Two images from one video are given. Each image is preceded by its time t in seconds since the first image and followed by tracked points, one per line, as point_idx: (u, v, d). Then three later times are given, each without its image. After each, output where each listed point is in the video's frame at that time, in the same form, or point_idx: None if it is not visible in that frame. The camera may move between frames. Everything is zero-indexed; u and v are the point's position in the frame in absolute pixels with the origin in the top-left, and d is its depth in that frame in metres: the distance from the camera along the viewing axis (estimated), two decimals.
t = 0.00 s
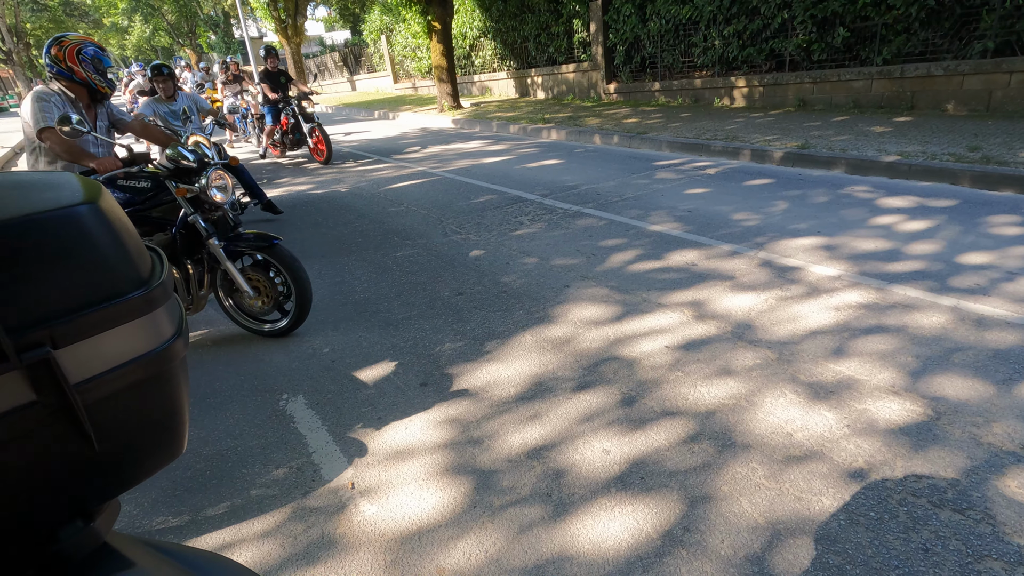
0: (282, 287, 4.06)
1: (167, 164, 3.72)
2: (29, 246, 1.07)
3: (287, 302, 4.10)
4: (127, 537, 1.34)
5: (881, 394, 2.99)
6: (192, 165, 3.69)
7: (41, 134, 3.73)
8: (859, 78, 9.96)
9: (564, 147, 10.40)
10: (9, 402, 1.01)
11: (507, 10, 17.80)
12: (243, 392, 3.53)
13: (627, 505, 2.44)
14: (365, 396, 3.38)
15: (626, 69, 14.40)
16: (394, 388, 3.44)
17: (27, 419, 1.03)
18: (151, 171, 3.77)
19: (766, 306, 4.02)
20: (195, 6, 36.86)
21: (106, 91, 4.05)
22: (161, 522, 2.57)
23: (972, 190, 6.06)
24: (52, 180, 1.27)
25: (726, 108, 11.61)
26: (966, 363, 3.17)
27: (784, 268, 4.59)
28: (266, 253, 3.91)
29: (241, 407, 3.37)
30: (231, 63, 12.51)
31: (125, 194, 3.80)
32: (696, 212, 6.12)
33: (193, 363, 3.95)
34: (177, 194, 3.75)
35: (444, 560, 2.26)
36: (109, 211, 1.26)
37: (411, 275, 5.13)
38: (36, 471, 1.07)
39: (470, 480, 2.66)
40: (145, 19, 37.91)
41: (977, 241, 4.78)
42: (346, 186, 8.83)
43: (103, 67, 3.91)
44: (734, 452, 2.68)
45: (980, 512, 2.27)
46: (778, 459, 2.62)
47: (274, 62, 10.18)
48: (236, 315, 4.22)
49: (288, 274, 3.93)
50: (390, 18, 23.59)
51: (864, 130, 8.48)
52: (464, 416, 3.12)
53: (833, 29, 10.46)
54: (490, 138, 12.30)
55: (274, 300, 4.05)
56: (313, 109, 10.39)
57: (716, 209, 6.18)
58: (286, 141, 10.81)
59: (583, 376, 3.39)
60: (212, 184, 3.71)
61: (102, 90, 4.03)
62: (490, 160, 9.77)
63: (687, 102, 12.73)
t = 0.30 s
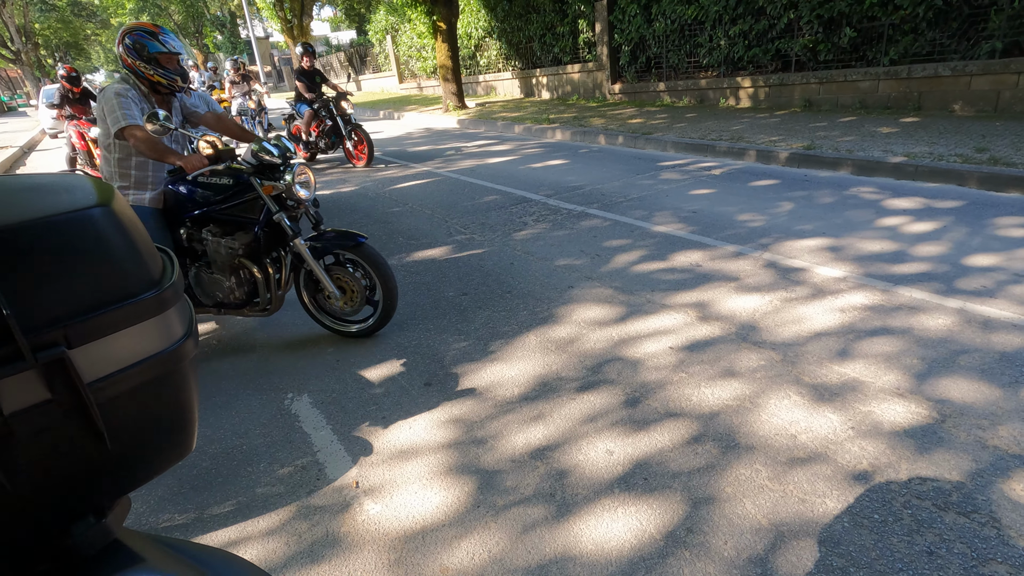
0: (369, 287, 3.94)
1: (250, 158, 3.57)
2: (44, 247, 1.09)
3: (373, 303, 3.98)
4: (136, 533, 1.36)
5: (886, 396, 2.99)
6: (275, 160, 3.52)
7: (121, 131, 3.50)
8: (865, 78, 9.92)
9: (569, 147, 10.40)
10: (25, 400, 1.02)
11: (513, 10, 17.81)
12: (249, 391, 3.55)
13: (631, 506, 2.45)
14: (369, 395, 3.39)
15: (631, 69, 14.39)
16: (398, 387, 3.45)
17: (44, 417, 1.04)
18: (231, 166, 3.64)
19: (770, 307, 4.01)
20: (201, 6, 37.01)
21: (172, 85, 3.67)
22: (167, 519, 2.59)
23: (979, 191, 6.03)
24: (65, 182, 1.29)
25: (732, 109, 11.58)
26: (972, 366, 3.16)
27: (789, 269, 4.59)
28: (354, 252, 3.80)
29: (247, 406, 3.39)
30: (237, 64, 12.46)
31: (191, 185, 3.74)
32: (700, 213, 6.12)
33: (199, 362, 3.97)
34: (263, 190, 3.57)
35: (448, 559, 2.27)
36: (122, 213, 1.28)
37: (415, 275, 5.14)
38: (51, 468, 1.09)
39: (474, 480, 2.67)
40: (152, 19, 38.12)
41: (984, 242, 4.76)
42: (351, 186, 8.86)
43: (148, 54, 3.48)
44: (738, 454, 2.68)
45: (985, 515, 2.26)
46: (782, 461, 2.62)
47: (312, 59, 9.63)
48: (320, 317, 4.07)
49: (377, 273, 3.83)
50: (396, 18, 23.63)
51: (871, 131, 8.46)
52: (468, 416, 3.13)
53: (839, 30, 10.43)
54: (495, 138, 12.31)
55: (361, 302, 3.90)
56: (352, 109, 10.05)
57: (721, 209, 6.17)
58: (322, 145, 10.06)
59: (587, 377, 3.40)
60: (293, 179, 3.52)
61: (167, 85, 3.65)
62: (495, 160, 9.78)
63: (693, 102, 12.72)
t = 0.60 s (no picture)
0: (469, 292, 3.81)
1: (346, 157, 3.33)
2: (50, 247, 1.10)
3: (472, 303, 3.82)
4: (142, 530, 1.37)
5: (891, 398, 2.98)
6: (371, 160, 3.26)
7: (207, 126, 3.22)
8: (872, 78, 9.89)
9: (573, 147, 10.40)
10: (32, 398, 1.04)
11: (518, 10, 17.81)
12: (253, 389, 3.57)
13: (632, 506, 2.45)
14: (373, 394, 3.41)
15: (636, 69, 14.38)
16: (402, 387, 3.46)
17: (51, 414, 1.06)
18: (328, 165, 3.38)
19: (775, 308, 4.01)
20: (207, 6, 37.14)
21: (245, 71, 3.35)
22: (171, 517, 2.60)
23: (986, 192, 6.00)
24: (74, 183, 1.31)
25: (737, 109, 11.56)
26: (977, 368, 3.15)
27: (794, 270, 4.58)
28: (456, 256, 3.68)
29: (251, 405, 3.41)
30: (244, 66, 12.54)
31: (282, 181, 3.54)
32: (704, 213, 6.12)
33: (205, 360, 3.99)
34: (360, 191, 3.38)
35: (450, 559, 2.28)
36: (128, 214, 1.29)
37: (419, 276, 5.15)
38: (58, 465, 1.10)
39: (476, 479, 2.68)
40: (159, 19, 38.30)
41: (990, 244, 4.74)
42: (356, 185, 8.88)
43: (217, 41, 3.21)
44: (741, 455, 2.68)
45: (989, 518, 2.26)
46: (785, 462, 2.62)
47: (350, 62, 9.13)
48: (418, 323, 3.94)
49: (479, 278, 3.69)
50: (401, 18, 23.66)
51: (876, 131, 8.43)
52: (471, 416, 3.14)
53: (846, 29, 10.40)
54: (499, 137, 12.32)
55: (461, 308, 3.76)
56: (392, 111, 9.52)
57: (726, 210, 6.17)
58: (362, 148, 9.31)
59: (590, 377, 3.40)
60: (390, 180, 3.33)
61: (240, 72, 3.33)
62: (499, 160, 9.79)
63: (697, 103, 12.70)
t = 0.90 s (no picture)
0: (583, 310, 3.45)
1: (458, 165, 2.94)
2: (54, 245, 1.10)
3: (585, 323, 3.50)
4: (144, 527, 1.37)
5: (895, 399, 2.97)
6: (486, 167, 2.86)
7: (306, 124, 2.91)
8: (878, 78, 9.85)
9: (577, 147, 10.40)
10: (37, 395, 1.04)
11: (522, 10, 17.78)
12: (258, 388, 3.57)
13: (635, 506, 2.45)
14: (376, 394, 3.41)
15: (640, 69, 14.37)
16: (406, 387, 3.46)
17: (57, 411, 1.06)
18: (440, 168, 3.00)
19: (779, 309, 4.00)
20: (213, 6, 37.23)
21: (344, 57, 2.97)
22: (175, 515, 2.61)
23: (992, 193, 5.97)
24: (79, 182, 1.31)
25: (741, 109, 11.54)
26: (983, 370, 3.13)
27: (799, 271, 4.56)
28: (572, 276, 3.26)
29: (256, 404, 3.41)
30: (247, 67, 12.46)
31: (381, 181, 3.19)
32: (709, 213, 6.10)
33: (210, 358, 4.01)
34: (472, 204, 3.01)
35: (453, 558, 2.28)
36: (132, 212, 1.29)
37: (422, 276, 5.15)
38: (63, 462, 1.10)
39: (479, 479, 2.68)
40: (165, 18, 38.43)
41: (997, 245, 4.72)
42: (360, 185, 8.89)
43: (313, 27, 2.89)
44: (745, 456, 2.68)
45: (995, 520, 2.24)
46: (789, 463, 2.61)
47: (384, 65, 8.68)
48: (528, 334, 3.71)
49: (597, 304, 3.30)
50: (405, 18, 23.68)
51: (882, 131, 8.40)
52: (475, 416, 3.14)
53: (851, 29, 10.36)
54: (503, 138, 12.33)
55: (574, 326, 3.45)
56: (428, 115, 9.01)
57: (731, 210, 6.15)
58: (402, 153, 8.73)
59: (593, 377, 3.40)
60: (507, 191, 2.92)
61: (339, 58, 2.96)
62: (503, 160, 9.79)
63: (702, 103, 12.68)
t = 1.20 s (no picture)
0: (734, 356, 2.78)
1: (598, 177, 2.44)
2: (60, 245, 1.10)
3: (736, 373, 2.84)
4: (149, 526, 1.37)
5: (901, 401, 2.95)
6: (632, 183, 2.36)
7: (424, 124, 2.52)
8: (883, 78, 9.81)
9: (581, 147, 10.39)
10: (42, 394, 1.04)
11: (526, 10, 17.75)
12: (261, 388, 3.57)
13: (640, 508, 2.44)
14: (379, 394, 3.41)
15: (645, 69, 14.34)
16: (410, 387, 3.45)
17: (62, 411, 1.06)
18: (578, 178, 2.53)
19: (784, 310, 3.98)
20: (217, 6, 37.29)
21: (473, 44, 2.49)
22: (178, 514, 2.61)
23: (999, 194, 5.94)
24: (85, 181, 1.31)
25: (746, 109, 11.51)
26: (990, 372, 3.11)
27: (803, 271, 4.54)
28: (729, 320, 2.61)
29: (259, 403, 3.42)
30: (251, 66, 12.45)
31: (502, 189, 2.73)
32: (713, 214, 6.09)
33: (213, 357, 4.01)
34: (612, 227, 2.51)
35: (456, 559, 2.27)
36: (138, 212, 1.29)
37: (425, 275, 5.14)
38: (68, 462, 1.11)
39: (482, 480, 2.68)
40: (169, 18, 38.49)
41: (1004, 246, 4.69)
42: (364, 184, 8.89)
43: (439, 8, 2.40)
44: (749, 458, 2.67)
45: (1002, 524, 2.23)
46: (793, 465, 2.60)
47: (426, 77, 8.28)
48: (653, 368, 3.10)
49: (760, 375, 2.63)
50: (409, 18, 23.68)
51: (888, 132, 8.38)
52: (478, 416, 3.13)
53: (857, 29, 10.31)
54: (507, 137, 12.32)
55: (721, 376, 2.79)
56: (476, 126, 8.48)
57: (735, 211, 6.13)
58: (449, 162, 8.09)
59: (597, 377, 3.39)
60: (656, 214, 2.39)
61: (467, 45, 2.48)
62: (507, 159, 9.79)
63: (706, 103, 12.65)
